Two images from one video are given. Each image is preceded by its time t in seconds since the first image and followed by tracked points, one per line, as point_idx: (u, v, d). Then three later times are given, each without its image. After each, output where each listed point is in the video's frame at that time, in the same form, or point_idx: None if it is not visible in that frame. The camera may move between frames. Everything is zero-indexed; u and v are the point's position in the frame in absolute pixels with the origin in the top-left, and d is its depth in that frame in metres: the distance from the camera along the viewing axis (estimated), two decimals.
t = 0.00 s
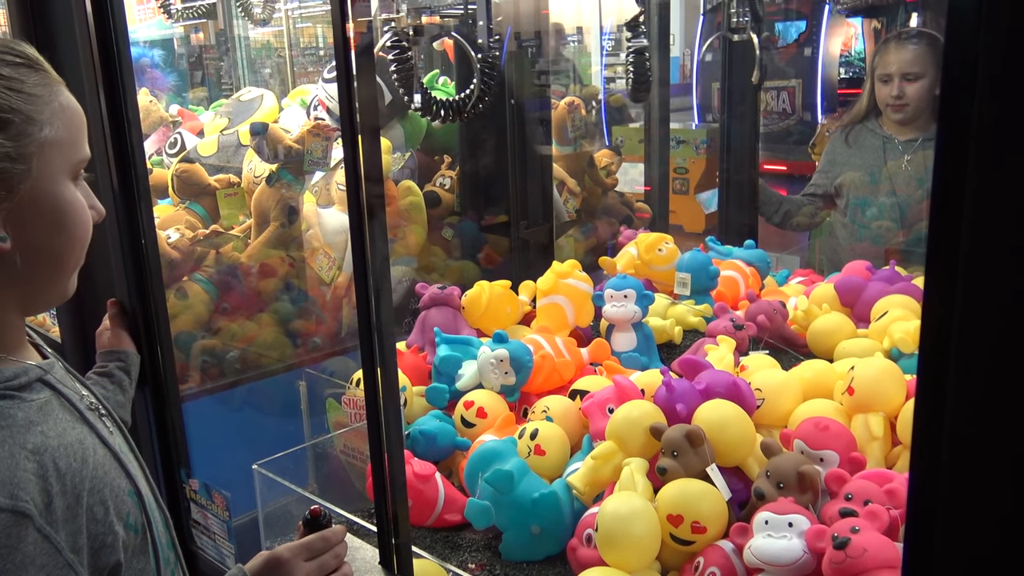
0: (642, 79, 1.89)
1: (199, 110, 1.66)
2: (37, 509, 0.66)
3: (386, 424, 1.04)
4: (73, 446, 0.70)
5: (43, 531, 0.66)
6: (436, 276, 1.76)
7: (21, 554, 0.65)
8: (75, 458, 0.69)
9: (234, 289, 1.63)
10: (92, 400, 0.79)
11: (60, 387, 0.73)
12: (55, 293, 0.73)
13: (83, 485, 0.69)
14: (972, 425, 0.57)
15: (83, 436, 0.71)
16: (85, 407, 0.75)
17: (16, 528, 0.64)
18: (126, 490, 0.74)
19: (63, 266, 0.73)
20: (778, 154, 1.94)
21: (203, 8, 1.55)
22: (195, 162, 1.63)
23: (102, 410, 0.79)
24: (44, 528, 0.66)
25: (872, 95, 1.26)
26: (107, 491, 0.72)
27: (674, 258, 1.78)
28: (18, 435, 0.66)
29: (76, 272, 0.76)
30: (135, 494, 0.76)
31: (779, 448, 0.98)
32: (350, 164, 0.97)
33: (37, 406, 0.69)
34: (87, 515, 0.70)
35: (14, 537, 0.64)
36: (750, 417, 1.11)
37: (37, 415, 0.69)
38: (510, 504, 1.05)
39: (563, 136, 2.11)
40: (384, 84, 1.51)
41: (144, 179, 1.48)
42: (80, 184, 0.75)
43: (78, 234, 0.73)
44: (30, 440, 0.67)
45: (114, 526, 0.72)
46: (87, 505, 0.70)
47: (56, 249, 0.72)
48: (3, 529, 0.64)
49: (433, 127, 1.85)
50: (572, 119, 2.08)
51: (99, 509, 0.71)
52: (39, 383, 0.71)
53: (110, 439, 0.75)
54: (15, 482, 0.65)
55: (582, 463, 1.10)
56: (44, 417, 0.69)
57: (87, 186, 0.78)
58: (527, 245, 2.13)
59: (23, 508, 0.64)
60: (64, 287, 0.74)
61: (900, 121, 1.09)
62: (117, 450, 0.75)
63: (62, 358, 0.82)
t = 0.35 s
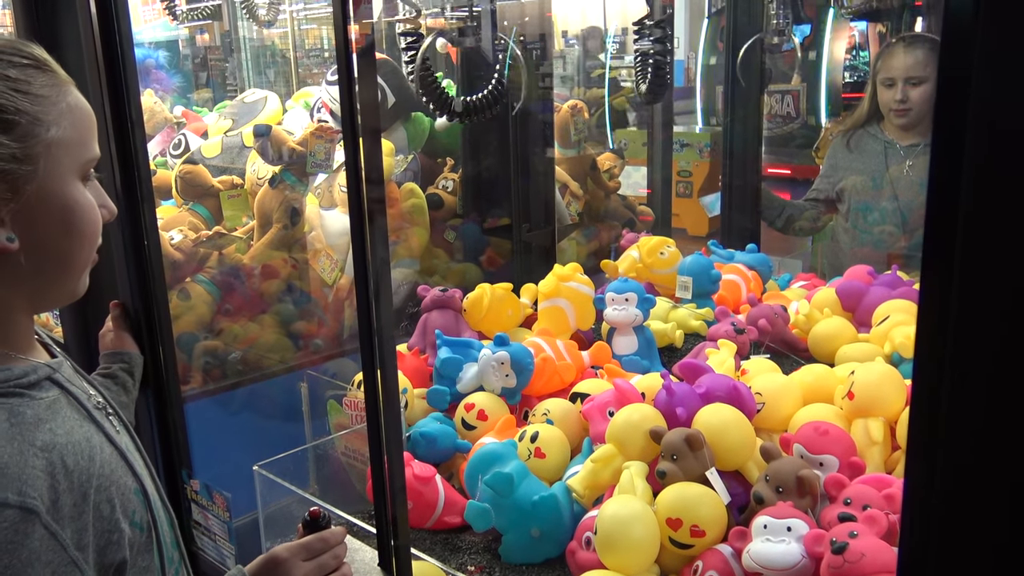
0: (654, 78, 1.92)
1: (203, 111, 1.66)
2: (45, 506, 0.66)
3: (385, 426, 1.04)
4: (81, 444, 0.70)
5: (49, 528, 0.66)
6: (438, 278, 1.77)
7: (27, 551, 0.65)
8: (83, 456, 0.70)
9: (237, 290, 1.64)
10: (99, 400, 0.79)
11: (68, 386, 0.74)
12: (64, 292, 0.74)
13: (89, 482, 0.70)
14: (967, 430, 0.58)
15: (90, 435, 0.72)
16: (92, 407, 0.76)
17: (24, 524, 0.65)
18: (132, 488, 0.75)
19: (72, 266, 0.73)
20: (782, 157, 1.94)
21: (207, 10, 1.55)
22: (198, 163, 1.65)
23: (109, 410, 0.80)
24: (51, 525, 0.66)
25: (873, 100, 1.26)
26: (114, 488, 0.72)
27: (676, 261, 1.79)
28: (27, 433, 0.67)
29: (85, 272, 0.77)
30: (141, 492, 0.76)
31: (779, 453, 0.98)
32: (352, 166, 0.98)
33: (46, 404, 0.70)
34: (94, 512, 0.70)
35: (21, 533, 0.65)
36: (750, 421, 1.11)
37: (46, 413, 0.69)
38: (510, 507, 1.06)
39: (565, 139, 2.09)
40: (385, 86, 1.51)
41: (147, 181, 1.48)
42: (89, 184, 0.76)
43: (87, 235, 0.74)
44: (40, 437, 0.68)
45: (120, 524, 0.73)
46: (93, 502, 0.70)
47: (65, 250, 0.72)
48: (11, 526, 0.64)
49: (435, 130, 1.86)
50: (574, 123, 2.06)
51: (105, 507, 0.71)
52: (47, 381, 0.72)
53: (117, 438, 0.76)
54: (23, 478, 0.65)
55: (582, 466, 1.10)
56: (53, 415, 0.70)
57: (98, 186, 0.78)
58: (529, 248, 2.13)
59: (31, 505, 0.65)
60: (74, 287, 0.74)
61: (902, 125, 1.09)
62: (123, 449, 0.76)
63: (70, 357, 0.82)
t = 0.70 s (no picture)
0: (673, 78, 1.97)
1: (203, 113, 1.66)
2: (39, 506, 0.66)
3: (382, 428, 1.04)
4: (77, 444, 0.71)
5: (44, 528, 0.66)
6: (437, 281, 1.77)
7: (22, 550, 0.64)
8: (79, 456, 0.70)
9: (236, 292, 1.64)
10: (96, 401, 0.79)
11: (65, 387, 0.74)
12: (64, 290, 0.73)
13: (85, 482, 0.70)
14: (961, 436, 0.58)
15: (86, 435, 0.72)
16: (89, 408, 0.76)
17: (19, 524, 0.64)
18: (128, 488, 0.75)
19: (69, 266, 0.73)
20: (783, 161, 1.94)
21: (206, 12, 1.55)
22: (198, 165, 1.66)
23: (107, 411, 0.80)
24: (46, 525, 0.66)
25: (872, 104, 1.26)
26: (109, 489, 0.73)
27: (676, 264, 1.80)
28: (23, 433, 0.67)
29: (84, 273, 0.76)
30: (138, 493, 0.76)
31: (777, 457, 0.98)
32: (349, 169, 0.98)
33: (42, 404, 0.70)
34: (89, 512, 0.70)
35: (18, 533, 0.64)
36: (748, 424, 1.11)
37: (43, 413, 0.70)
38: (507, 509, 1.06)
39: (565, 140, 2.07)
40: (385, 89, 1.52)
41: (146, 183, 1.48)
42: (88, 185, 0.76)
43: (85, 235, 0.74)
44: (35, 437, 0.68)
45: (116, 524, 0.73)
46: (89, 502, 0.70)
47: (64, 251, 0.72)
48: (7, 524, 0.64)
49: (435, 133, 1.86)
50: (575, 126, 2.05)
51: (101, 506, 0.71)
52: (44, 382, 0.72)
53: (113, 439, 0.76)
54: (18, 477, 0.65)
55: (580, 468, 1.10)
56: (49, 415, 0.70)
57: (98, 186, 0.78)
58: (530, 252, 2.09)
59: (26, 505, 0.65)
60: (77, 284, 0.74)
61: (901, 129, 1.09)
62: (120, 449, 0.76)
63: (66, 358, 0.82)
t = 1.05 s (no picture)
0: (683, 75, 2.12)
1: (199, 114, 1.68)
2: (34, 504, 0.66)
3: (377, 429, 1.04)
4: (72, 444, 0.70)
5: (39, 527, 0.66)
6: (433, 281, 1.77)
7: (16, 549, 0.64)
8: (74, 455, 0.70)
9: (232, 293, 1.64)
10: (93, 402, 0.79)
11: (61, 387, 0.74)
12: (58, 288, 0.73)
13: (81, 482, 0.70)
14: (959, 434, 0.58)
15: (82, 435, 0.72)
16: (86, 408, 0.76)
17: (14, 522, 0.64)
18: (125, 488, 0.75)
19: (63, 265, 0.72)
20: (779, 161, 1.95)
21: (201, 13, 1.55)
22: (193, 166, 1.66)
23: (104, 411, 0.80)
24: (40, 524, 0.66)
25: (866, 104, 1.27)
26: (106, 489, 0.72)
27: (671, 265, 1.79)
28: (19, 432, 0.67)
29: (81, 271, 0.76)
30: (134, 493, 0.76)
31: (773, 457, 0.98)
32: (343, 170, 0.98)
33: (39, 404, 0.70)
34: (85, 512, 0.70)
35: (13, 531, 0.64)
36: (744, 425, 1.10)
37: (39, 413, 0.70)
38: (503, 511, 1.05)
39: (562, 141, 2.03)
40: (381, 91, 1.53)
41: (140, 185, 1.48)
42: (83, 183, 0.75)
43: (79, 233, 0.73)
44: (30, 436, 0.67)
45: (113, 524, 0.72)
46: (85, 502, 0.70)
47: (55, 250, 0.72)
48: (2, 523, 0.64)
49: (431, 133, 1.86)
50: (571, 126, 2.02)
51: (97, 506, 0.71)
52: (40, 382, 0.72)
53: (111, 439, 0.76)
54: (14, 476, 0.65)
55: (576, 469, 1.10)
56: (45, 415, 0.70)
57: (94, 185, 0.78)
58: (525, 253, 2.03)
59: (21, 502, 0.65)
60: (71, 285, 0.74)
61: (896, 128, 1.10)
62: (117, 449, 0.76)
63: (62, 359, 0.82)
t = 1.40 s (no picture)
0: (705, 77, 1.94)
1: (196, 125, 1.68)
2: (42, 524, 0.68)
3: (377, 444, 1.04)
4: (81, 462, 0.73)
5: (45, 547, 0.68)
6: (431, 293, 1.77)
7: (23, 569, 0.67)
8: (84, 475, 0.73)
9: (229, 305, 1.64)
10: (101, 422, 0.83)
11: (71, 406, 0.77)
12: (69, 308, 0.77)
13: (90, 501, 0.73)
14: (961, 457, 0.58)
15: (91, 454, 0.75)
16: (94, 427, 0.79)
17: (23, 542, 0.67)
18: (133, 507, 0.78)
19: (76, 286, 0.76)
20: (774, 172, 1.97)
21: (198, 22, 1.55)
22: (190, 178, 1.65)
23: (110, 431, 0.84)
24: (47, 544, 0.69)
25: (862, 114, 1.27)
26: (115, 507, 0.75)
27: (668, 276, 1.79)
28: (31, 451, 0.70)
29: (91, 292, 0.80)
30: (141, 512, 0.79)
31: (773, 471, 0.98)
32: (343, 182, 0.97)
33: (49, 423, 0.74)
34: (93, 530, 0.73)
35: (20, 552, 0.67)
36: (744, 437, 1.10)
37: (49, 432, 0.73)
38: (503, 526, 1.05)
39: (558, 152, 2.01)
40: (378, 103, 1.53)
41: (138, 198, 1.48)
42: (95, 205, 0.79)
43: (92, 256, 0.78)
44: (41, 456, 0.71)
45: (122, 542, 0.75)
46: (93, 521, 0.73)
47: (69, 272, 0.76)
48: (12, 544, 0.66)
49: (428, 144, 1.86)
50: (568, 138, 1.99)
51: (106, 525, 0.74)
52: (51, 401, 0.76)
53: (119, 458, 0.79)
54: (25, 496, 0.68)
55: (575, 483, 1.09)
56: (55, 434, 0.73)
57: (106, 207, 0.81)
58: (523, 263, 2.04)
59: (30, 523, 0.67)
60: (82, 303, 0.78)
61: (892, 139, 1.10)
62: (125, 469, 0.79)
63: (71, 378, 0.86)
